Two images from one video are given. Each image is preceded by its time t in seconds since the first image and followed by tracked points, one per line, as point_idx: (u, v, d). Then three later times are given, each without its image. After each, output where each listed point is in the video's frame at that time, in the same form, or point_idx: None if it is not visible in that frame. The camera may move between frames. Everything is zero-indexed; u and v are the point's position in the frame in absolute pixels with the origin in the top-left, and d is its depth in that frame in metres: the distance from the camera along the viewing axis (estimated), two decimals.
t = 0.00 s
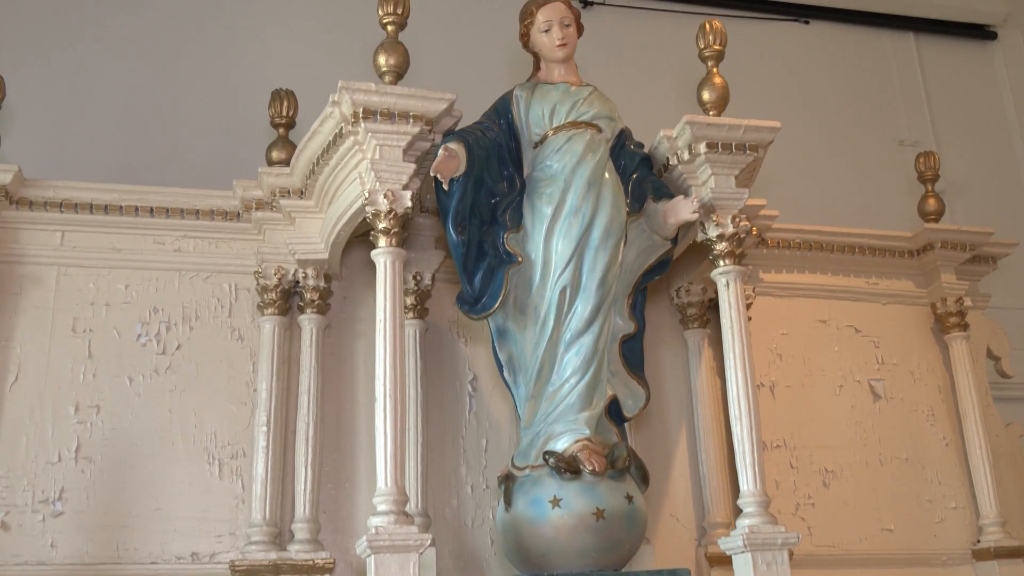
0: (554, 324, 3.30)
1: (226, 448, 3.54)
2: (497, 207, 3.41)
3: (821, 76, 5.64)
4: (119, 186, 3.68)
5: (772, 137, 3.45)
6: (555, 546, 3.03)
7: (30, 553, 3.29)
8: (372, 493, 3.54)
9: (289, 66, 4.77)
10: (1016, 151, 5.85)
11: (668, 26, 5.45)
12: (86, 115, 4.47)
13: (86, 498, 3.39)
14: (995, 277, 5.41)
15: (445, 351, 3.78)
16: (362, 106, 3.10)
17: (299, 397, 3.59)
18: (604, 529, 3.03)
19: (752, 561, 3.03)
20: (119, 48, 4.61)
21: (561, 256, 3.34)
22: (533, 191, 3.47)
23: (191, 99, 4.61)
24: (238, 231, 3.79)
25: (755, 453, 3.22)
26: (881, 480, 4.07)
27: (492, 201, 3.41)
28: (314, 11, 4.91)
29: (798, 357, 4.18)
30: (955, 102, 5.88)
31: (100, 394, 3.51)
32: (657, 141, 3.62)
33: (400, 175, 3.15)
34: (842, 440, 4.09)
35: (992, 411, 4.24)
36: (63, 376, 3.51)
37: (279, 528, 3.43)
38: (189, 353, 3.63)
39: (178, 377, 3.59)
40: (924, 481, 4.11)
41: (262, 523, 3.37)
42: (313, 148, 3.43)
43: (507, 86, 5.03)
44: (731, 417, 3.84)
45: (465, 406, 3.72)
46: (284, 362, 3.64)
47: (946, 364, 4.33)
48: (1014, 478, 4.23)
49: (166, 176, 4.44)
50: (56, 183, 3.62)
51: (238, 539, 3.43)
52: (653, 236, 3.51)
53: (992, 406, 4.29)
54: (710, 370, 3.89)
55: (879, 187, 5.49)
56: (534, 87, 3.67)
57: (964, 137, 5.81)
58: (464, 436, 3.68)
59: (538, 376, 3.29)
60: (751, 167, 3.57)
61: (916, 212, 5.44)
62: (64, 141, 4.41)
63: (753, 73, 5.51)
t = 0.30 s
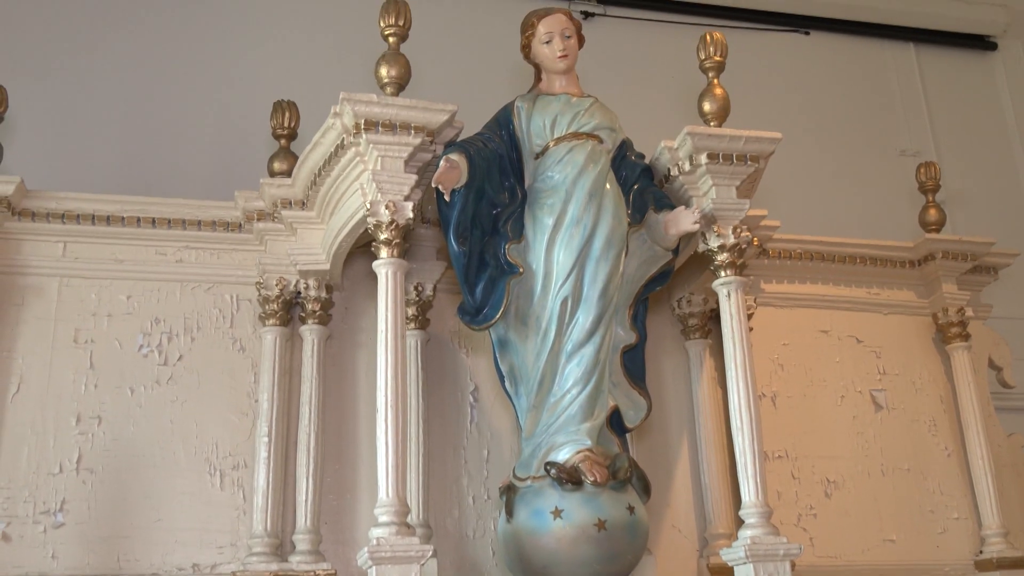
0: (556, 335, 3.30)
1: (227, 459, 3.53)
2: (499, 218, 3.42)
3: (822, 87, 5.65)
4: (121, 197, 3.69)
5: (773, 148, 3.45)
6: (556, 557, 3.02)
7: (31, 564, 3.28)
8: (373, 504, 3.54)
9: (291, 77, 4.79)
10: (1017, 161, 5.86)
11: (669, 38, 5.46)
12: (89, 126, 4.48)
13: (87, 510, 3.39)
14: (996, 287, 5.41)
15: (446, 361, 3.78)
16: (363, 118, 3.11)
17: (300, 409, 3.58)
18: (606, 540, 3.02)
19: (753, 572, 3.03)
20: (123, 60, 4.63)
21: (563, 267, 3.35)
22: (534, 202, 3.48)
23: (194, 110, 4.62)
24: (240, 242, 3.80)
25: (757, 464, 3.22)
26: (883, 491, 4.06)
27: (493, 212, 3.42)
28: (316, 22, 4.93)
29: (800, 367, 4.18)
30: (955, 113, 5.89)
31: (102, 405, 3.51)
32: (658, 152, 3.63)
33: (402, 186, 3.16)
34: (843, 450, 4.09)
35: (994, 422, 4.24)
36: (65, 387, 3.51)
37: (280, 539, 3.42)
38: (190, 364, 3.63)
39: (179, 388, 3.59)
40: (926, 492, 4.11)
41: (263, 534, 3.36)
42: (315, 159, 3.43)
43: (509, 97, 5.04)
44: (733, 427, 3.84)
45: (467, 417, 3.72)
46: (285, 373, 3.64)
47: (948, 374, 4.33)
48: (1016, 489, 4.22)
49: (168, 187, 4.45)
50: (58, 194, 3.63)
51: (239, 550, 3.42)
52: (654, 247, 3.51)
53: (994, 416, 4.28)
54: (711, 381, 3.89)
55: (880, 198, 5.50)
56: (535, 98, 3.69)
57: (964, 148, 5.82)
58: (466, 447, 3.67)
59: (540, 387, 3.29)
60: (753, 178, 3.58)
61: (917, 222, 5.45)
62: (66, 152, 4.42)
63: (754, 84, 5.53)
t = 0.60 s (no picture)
0: (557, 344, 3.30)
1: (229, 469, 3.53)
2: (500, 228, 3.42)
3: (823, 96, 5.66)
4: (123, 207, 3.70)
5: (774, 158, 3.46)
6: (558, 567, 3.02)
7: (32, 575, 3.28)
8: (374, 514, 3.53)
9: (293, 87, 4.80)
10: (1018, 170, 5.86)
11: (669, 48, 5.48)
12: (91, 136, 4.49)
13: (89, 519, 3.39)
14: (997, 296, 5.40)
15: (448, 371, 3.78)
16: (364, 128, 3.13)
17: (302, 419, 3.58)
18: (607, 550, 3.02)
19: None
20: (125, 70, 4.64)
21: (564, 276, 3.35)
22: (536, 212, 3.48)
23: (196, 120, 4.63)
24: (242, 252, 3.81)
25: (758, 473, 3.22)
26: (885, 500, 4.06)
27: (494, 222, 3.42)
28: (318, 32, 4.94)
29: (802, 377, 4.17)
30: (956, 122, 5.89)
31: (103, 415, 3.52)
32: (660, 162, 3.64)
33: (403, 196, 3.17)
34: (845, 460, 4.08)
35: (997, 431, 4.23)
36: (66, 397, 3.51)
37: (281, 548, 3.42)
38: (192, 373, 3.64)
39: (181, 398, 3.59)
40: (928, 501, 4.10)
41: (264, 544, 3.36)
42: (317, 169, 3.44)
43: (510, 107, 5.06)
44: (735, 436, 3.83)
45: (468, 426, 3.72)
46: (286, 383, 3.64)
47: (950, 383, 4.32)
48: (1018, 499, 4.22)
49: (170, 196, 4.46)
50: (61, 205, 3.64)
51: (240, 560, 3.42)
52: (655, 256, 3.51)
53: (996, 425, 4.27)
54: (713, 390, 3.88)
55: (881, 207, 5.50)
56: (536, 108, 3.70)
57: (965, 157, 5.82)
58: (467, 456, 3.67)
59: (541, 397, 3.29)
60: (755, 187, 3.59)
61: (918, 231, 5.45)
62: (68, 161, 4.43)
63: (755, 94, 5.54)
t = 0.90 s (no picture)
0: (558, 352, 3.30)
1: (229, 477, 3.53)
2: (500, 236, 3.43)
3: (823, 103, 5.67)
4: (124, 215, 3.70)
5: (774, 166, 3.46)
6: None
7: None
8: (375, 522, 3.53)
9: (294, 96, 4.81)
10: (1018, 178, 5.87)
11: (669, 56, 5.49)
12: (93, 145, 4.50)
13: (89, 528, 3.38)
14: (998, 303, 5.41)
15: (448, 379, 3.79)
16: (366, 137, 3.13)
17: (303, 426, 3.58)
18: (608, 558, 3.02)
19: None
20: (127, 78, 4.66)
21: (565, 284, 3.35)
22: (537, 220, 3.48)
23: (197, 128, 4.64)
24: (243, 260, 3.81)
25: (760, 481, 3.22)
26: (887, 508, 4.05)
27: (495, 230, 3.43)
28: (319, 40, 4.95)
29: (802, 384, 4.17)
30: (956, 130, 5.90)
31: (104, 423, 3.52)
32: (660, 170, 3.64)
33: (404, 205, 3.17)
34: (846, 468, 4.08)
35: (998, 439, 4.23)
36: (67, 405, 3.51)
37: (282, 557, 3.41)
38: (193, 382, 3.64)
39: (182, 406, 3.59)
40: (930, 509, 4.09)
41: (265, 552, 3.37)
42: (317, 177, 3.45)
43: (510, 115, 5.07)
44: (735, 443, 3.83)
45: (468, 434, 3.72)
46: (287, 391, 3.63)
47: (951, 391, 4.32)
48: (1019, 507, 4.21)
49: (172, 204, 4.46)
50: (62, 213, 3.65)
51: (240, 569, 3.41)
52: (656, 264, 3.51)
53: (997, 433, 4.27)
54: (713, 398, 3.88)
55: (882, 214, 5.51)
56: (537, 116, 3.71)
57: (965, 164, 5.83)
58: (468, 464, 3.67)
59: (542, 405, 3.29)
60: (755, 195, 3.60)
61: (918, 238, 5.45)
62: (69, 169, 4.44)
63: (755, 101, 5.55)
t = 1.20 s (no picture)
0: (559, 355, 3.30)
1: (229, 480, 3.53)
2: (501, 239, 3.43)
3: (823, 106, 5.67)
4: (125, 218, 3.71)
5: (774, 168, 3.47)
6: None
7: None
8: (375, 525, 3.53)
9: (295, 98, 4.82)
10: (1018, 180, 5.87)
11: (670, 58, 5.50)
12: (93, 147, 4.51)
13: (90, 530, 3.38)
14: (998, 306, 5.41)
15: (449, 382, 3.79)
16: (366, 139, 3.13)
17: (304, 429, 3.58)
18: (608, 560, 3.02)
19: None
20: (128, 81, 4.66)
21: (565, 287, 3.36)
22: (537, 222, 3.49)
23: (197, 130, 4.65)
24: (244, 263, 3.82)
25: (760, 483, 3.23)
26: (887, 511, 4.05)
27: (495, 233, 3.43)
28: (319, 43, 4.96)
29: (803, 386, 4.17)
30: (956, 132, 5.90)
31: (104, 426, 3.52)
32: (661, 172, 3.65)
33: (405, 208, 3.17)
34: (847, 470, 4.08)
35: (999, 442, 4.23)
36: (67, 408, 3.51)
37: (282, 559, 3.41)
38: (193, 384, 3.64)
39: (182, 409, 3.59)
40: (930, 512, 4.09)
41: (266, 554, 3.37)
42: (318, 180, 3.45)
43: (511, 118, 5.07)
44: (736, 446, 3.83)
45: (469, 437, 3.72)
46: (288, 394, 3.64)
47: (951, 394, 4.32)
48: (1020, 509, 4.21)
49: (172, 206, 4.47)
50: (63, 216, 3.65)
51: (240, 571, 3.41)
52: (656, 266, 3.51)
53: (998, 435, 4.27)
54: (714, 400, 3.88)
55: (882, 217, 5.51)
56: (538, 119, 3.71)
57: (965, 167, 5.83)
58: (468, 467, 3.67)
59: (543, 407, 3.28)
60: (755, 197, 3.60)
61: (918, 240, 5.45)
62: (70, 172, 4.44)
63: (755, 104, 5.55)
